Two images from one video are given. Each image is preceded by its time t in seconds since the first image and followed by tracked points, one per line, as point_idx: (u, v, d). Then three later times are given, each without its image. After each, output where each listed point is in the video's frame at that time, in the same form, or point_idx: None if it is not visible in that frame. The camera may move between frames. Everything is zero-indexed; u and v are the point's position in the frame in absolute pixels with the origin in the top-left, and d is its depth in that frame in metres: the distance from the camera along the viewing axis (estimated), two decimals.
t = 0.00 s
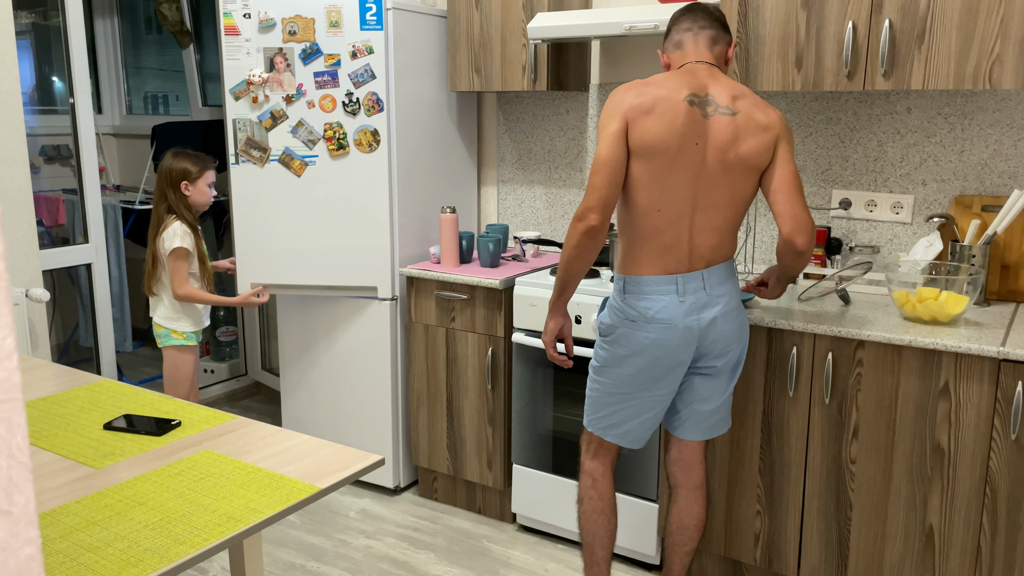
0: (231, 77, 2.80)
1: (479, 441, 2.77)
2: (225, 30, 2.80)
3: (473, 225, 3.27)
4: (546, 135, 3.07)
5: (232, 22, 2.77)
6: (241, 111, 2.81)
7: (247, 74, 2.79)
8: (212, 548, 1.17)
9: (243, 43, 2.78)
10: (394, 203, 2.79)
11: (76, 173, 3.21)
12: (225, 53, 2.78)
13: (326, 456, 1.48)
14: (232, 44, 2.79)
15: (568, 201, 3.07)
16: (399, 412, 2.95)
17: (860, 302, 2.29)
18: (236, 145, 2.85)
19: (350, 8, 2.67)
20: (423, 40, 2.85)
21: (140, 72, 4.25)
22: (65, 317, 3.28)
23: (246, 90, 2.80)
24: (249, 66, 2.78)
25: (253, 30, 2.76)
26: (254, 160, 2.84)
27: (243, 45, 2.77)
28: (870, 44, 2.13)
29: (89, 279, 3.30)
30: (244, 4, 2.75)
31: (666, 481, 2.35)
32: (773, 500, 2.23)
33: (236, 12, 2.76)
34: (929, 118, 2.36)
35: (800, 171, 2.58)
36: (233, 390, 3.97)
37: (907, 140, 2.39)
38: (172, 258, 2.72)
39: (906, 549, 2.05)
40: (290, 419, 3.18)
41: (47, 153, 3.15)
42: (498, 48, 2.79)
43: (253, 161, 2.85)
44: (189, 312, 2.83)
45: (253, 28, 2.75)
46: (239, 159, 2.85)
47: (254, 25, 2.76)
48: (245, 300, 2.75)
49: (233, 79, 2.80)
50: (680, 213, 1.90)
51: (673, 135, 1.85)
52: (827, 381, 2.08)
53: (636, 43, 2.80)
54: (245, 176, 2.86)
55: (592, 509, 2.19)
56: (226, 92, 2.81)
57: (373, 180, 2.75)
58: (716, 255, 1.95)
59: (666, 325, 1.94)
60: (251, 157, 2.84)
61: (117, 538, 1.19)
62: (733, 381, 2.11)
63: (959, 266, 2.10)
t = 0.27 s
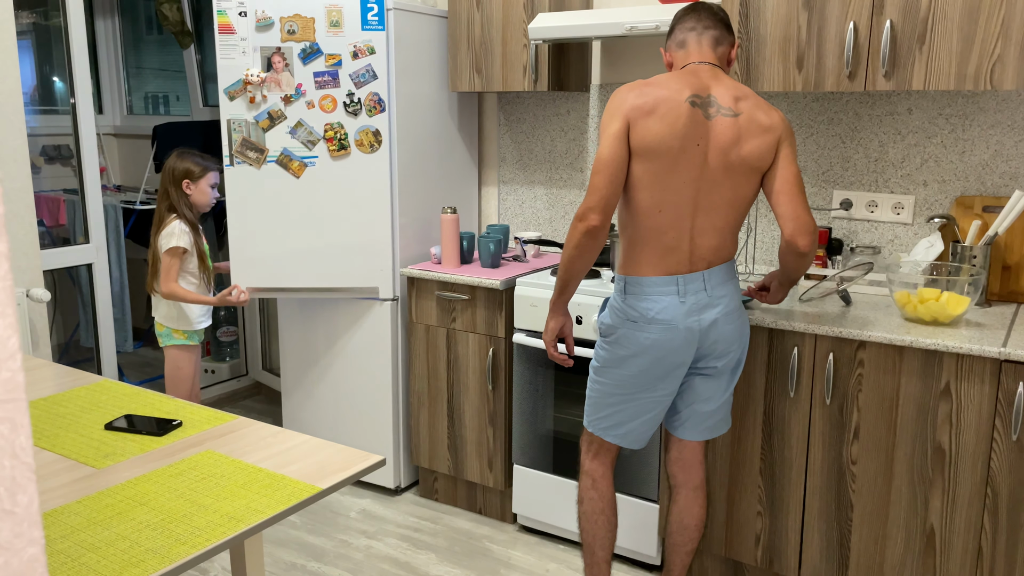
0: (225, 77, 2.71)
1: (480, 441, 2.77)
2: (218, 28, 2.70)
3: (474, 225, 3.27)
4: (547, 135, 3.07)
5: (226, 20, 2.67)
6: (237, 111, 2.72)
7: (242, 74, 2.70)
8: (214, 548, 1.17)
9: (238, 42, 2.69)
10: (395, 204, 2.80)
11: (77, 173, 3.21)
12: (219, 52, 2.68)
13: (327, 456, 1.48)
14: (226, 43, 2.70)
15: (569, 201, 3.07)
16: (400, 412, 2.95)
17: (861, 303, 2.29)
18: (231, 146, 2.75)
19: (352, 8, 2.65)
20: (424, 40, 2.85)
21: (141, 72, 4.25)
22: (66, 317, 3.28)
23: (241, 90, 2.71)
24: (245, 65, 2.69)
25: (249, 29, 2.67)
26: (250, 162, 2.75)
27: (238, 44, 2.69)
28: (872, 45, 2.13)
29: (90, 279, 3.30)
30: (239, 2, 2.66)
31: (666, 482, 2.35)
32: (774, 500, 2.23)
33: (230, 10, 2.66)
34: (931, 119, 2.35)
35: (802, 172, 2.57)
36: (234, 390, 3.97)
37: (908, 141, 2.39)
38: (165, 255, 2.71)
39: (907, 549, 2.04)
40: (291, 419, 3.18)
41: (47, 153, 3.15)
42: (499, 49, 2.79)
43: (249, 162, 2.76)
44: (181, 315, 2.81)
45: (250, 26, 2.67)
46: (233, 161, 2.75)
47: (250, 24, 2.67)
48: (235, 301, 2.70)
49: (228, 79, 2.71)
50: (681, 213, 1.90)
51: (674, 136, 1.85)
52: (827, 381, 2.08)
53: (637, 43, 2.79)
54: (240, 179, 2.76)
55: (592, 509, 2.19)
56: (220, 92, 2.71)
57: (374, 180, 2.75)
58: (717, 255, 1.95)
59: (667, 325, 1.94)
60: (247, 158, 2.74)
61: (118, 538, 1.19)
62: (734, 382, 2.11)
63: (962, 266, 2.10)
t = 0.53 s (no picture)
0: (222, 76, 2.62)
1: (480, 441, 2.77)
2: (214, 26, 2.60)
3: (474, 225, 3.27)
4: (548, 135, 3.07)
5: (223, 18, 2.58)
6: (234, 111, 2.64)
7: (241, 73, 2.62)
8: (215, 548, 1.17)
9: (235, 41, 2.61)
10: (395, 204, 2.80)
11: (77, 173, 3.21)
12: (216, 51, 2.59)
13: (328, 456, 1.48)
14: (222, 42, 2.60)
15: (569, 201, 3.07)
16: (400, 412, 2.95)
17: (861, 303, 2.29)
18: (227, 147, 2.66)
19: (353, 7, 2.65)
20: (425, 40, 2.85)
21: (141, 72, 4.25)
22: (66, 317, 3.28)
23: (240, 89, 2.63)
24: (243, 65, 2.61)
25: (247, 28, 2.60)
26: (248, 163, 2.67)
27: (236, 43, 2.60)
28: (872, 45, 2.13)
29: (90, 279, 3.30)
30: None
31: (666, 482, 2.35)
32: (774, 500, 2.23)
33: (228, 8, 2.57)
34: (930, 119, 2.36)
35: (801, 172, 2.58)
36: (234, 390, 3.97)
37: (909, 141, 2.39)
38: (162, 253, 2.70)
39: (907, 549, 2.05)
40: (291, 419, 3.18)
41: (47, 153, 3.15)
42: (499, 49, 2.79)
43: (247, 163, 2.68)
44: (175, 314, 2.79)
45: (248, 25, 2.59)
46: (230, 163, 2.66)
47: (249, 22, 2.59)
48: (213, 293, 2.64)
49: (225, 78, 2.62)
50: (681, 214, 1.90)
51: (674, 136, 1.86)
52: (827, 382, 2.08)
53: (637, 44, 2.80)
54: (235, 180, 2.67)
55: (592, 509, 2.19)
56: (217, 91, 2.62)
57: (375, 180, 2.75)
58: (717, 256, 1.95)
59: (667, 326, 1.94)
60: (244, 159, 2.67)
61: (119, 539, 1.19)
62: (734, 382, 2.11)
63: (962, 267, 2.10)
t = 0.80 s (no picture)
0: (219, 76, 2.56)
1: (480, 441, 2.77)
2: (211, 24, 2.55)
3: (473, 225, 3.27)
4: (547, 136, 3.08)
5: (221, 16, 2.53)
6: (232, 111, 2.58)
7: (240, 72, 2.57)
8: (214, 548, 1.17)
9: (234, 39, 2.56)
10: (395, 204, 2.80)
11: (76, 173, 3.21)
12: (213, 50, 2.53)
13: (327, 456, 1.48)
14: (220, 40, 2.55)
15: (568, 202, 3.07)
16: (399, 412, 2.95)
17: (860, 303, 2.30)
18: (225, 148, 2.60)
19: (353, 7, 2.64)
20: (424, 40, 2.85)
21: (140, 72, 4.25)
22: (65, 317, 3.28)
23: (238, 89, 2.58)
24: (241, 64, 2.56)
25: (246, 26, 2.55)
26: (246, 164, 2.62)
27: (234, 42, 2.55)
28: (871, 46, 2.13)
29: (89, 279, 3.29)
30: None
31: (666, 482, 2.35)
32: (773, 500, 2.23)
33: (226, 6, 2.52)
34: (929, 119, 2.36)
35: (800, 173, 2.58)
36: (233, 390, 3.96)
37: (907, 142, 2.40)
38: (161, 252, 2.70)
39: (907, 549, 2.05)
40: (290, 419, 3.18)
41: (46, 153, 3.15)
42: (499, 49, 2.79)
43: (245, 164, 2.63)
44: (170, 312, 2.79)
45: (247, 24, 2.55)
46: (228, 163, 2.60)
47: (248, 20, 2.55)
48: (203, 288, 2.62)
49: (223, 77, 2.56)
50: (680, 214, 1.90)
51: (673, 136, 1.86)
52: (827, 382, 2.08)
53: (636, 44, 2.80)
54: (233, 180, 2.62)
55: (592, 509, 2.19)
56: (215, 91, 2.56)
57: (374, 180, 2.75)
58: (716, 255, 1.95)
59: (667, 326, 1.94)
60: (243, 160, 2.61)
61: (119, 539, 1.19)
62: (734, 382, 2.11)
63: (960, 267, 2.10)
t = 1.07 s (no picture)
0: (218, 76, 2.51)
1: (477, 442, 2.77)
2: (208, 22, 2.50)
3: (471, 226, 3.27)
4: (544, 136, 3.08)
5: (220, 14, 2.48)
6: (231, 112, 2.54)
7: (239, 72, 2.53)
8: (211, 549, 1.17)
9: (233, 39, 2.51)
10: (393, 205, 2.80)
11: (73, 173, 3.20)
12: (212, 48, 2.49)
13: (325, 457, 1.48)
14: (219, 39, 2.50)
15: (566, 202, 3.08)
16: (397, 413, 2.95)
17: (857, 304, 2.30)
18: (224, 149, 2.55)
19: (352, 7, 2.64)
20: (422, 41, 2.85)
21: (138, 72, 4.25)
22: (62, 317, 3.30)
23: (238, 88, 2.54)
24: (241, 63, 2.52)
25: (246, 25, 2.52)
26: (246, 165, 2.58)
27: (234, 41, 2.51)
28: (868, 47, 2.14)
29: (86, 279, 3.29)
30: None
31: (663, 482, 2.35)
32: (770, 501, 2.24)
33: (225, 4, 2.48)
34: (926, 120, 2.36)
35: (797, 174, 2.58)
36: (230, 391, 3.96)
37: (904, 143, 2.40)
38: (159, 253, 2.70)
39: (903, 550, 2.05)
40: (288, 420, 3.18)
41: (43, 153, 3.15)
42: (496, 50, 2.79)
43: (244, 166, 2.59)
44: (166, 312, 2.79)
45: (247, 23, 2.51)
46: (227, 164, 2.56)
47: (247, 20, 2.52)
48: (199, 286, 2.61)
49: (221, 77, 2.52)
50: (678, 214, 1.90)
51: (670, 137, 1.86)
52: (824, 383, 2.09)
53: (634, 45, 2.80)
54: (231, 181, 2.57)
55: (589, 510, 2.19)
56: (214, 91, 2.51)
57: (372, 181, 2.75)
58: (713, 256, 1.95)
59: (664, 327, 1.95)
60: (242, 161, 2.58)
61: (116, 539, 1.19)
62: (731, 383, 2.11)
63: (958, 269, 2.10)
